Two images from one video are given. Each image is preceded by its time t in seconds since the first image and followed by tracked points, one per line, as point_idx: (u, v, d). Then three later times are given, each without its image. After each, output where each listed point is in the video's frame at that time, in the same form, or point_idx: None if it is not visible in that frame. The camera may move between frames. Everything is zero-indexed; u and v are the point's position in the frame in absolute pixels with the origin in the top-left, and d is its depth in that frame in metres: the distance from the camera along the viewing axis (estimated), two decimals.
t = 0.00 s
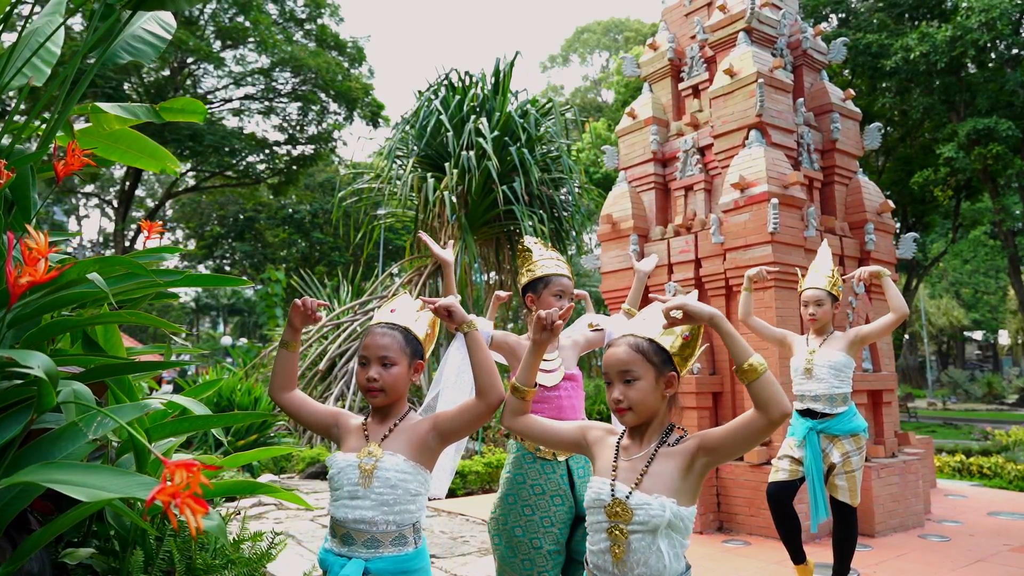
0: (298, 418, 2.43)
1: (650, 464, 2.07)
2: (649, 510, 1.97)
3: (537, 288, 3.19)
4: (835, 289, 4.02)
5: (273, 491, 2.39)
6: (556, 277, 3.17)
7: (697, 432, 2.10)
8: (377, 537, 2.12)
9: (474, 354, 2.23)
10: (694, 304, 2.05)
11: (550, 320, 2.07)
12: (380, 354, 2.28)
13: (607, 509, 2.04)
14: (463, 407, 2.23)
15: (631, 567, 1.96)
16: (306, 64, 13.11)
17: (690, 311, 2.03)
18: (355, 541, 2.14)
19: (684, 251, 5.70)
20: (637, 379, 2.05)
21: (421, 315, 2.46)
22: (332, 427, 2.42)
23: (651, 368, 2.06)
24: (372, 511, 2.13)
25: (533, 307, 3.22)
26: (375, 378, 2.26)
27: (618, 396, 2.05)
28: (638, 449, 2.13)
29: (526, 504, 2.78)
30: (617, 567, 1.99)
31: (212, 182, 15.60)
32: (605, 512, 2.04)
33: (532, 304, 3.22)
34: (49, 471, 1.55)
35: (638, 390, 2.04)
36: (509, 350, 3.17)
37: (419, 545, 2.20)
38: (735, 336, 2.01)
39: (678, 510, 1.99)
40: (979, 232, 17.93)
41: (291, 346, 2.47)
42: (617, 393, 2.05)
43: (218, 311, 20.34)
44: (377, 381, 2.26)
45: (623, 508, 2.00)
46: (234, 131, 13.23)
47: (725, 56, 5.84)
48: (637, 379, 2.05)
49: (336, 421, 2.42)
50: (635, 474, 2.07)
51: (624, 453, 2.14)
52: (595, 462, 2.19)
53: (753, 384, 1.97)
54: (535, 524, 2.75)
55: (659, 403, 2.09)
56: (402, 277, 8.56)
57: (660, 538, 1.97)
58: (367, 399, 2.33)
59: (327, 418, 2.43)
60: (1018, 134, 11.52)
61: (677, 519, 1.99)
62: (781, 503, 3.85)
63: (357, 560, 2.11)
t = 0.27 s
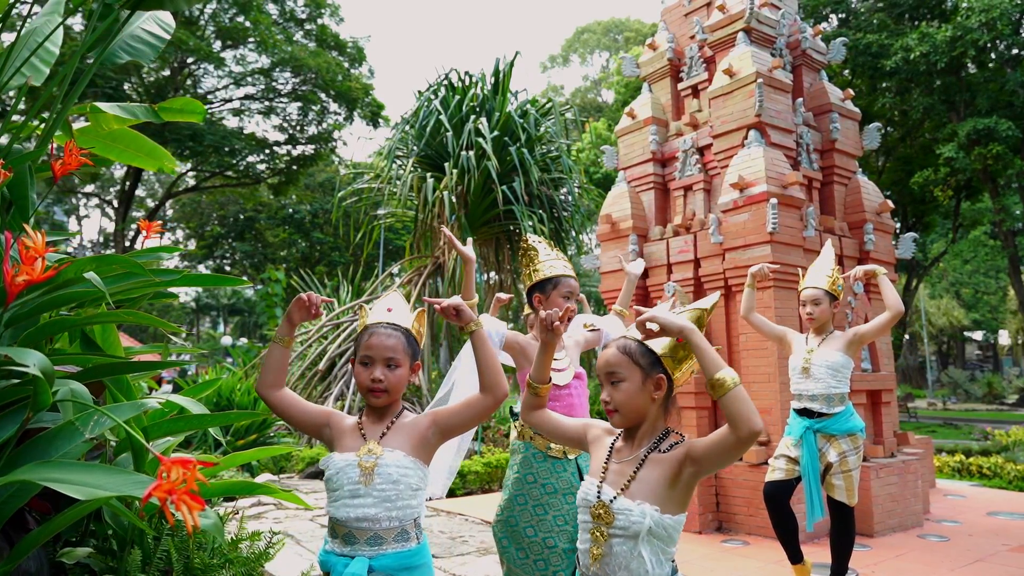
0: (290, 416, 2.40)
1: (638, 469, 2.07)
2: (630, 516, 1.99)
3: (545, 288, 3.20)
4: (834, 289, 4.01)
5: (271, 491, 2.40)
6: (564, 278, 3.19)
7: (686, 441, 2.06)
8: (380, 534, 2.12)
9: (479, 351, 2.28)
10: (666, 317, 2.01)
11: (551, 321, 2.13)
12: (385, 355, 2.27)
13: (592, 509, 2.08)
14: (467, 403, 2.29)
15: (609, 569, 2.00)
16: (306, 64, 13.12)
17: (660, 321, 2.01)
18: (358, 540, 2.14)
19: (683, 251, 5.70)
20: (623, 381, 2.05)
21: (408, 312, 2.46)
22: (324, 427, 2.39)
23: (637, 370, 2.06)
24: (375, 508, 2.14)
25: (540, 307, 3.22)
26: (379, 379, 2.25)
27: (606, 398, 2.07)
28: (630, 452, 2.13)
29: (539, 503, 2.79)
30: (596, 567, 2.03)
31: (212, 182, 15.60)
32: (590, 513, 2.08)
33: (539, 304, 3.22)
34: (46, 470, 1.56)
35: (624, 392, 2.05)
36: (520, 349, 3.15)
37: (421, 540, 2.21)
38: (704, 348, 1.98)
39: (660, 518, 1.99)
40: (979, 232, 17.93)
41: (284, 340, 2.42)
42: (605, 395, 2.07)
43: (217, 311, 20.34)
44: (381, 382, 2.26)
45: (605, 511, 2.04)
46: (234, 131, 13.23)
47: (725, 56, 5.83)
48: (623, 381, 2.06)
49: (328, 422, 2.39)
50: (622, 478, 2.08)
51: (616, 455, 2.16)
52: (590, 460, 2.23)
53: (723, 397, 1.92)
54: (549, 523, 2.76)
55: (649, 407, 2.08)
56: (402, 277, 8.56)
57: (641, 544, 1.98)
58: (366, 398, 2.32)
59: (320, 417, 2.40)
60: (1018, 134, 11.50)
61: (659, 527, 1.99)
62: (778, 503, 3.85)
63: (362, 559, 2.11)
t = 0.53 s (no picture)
0: (279, 420, 2.30)
1: (625, 477, 2.08)
2: (609, 523, 2.03)
3: (554, 290, 3.21)
4: (833, 289, 4.00)
5: (270, 490, 2.40)
6: (573, 281, 3.21)
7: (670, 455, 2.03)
8: (388, 531, 2.13)
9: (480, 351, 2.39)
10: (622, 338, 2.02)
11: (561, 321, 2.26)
12: (392, 358, 2.26)
13: (580, 510, 2.14)
14: (467, 399, 2.38)
15: (591, 569, 2.07)
16: (306, 64, 13.12)
17: (618, 343, 2.00)
18: (365, 539, 2.12)
19: (683, 251, 5.70)
20: (607, 386, 2.05)
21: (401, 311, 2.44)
22: (316, 431, 2.31)
23: (621, 376, 2.04)
24: (382, 505, 2.14)
25: (547, 307, 3.23)
26: (386, 381, 2.24)
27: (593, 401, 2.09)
28: (620, 457, 2.13)
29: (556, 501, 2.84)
30: (580, 565, 2.11)
31: (212, 182, 15.61)
32: (579, 513, 2.14)
33: (547, 305, 3.22)
34: (44, 467, 1.56)
35: (608, 397, 2.05)
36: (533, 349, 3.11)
37: (425, 535, 2.23)
38: (660, 369, 1.98)
39: (639, 526, 2.00)
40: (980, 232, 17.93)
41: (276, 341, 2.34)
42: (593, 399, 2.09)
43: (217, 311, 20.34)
44: (388, 383, 2.25)
45: (588, 514, 2.09)
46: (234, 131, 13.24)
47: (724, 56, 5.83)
48: (607, 384, 2.05)
49: (322, 424, 2.32)
50: (611, 484, 2.10)
51: (607, 458, 2.18)
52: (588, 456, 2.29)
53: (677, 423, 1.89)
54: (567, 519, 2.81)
55: (635, 412, 2.08)
56: (402, 277, 8.56)
57: (622, 550, 2.01)
58: (367, 398, 2.28)
59: (313, 419, 2.33)
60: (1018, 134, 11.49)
61: (639, 536, 2.00)
62: (773, 502, 3.88)
63: (371, 557, 2.09)
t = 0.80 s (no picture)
0: (272, 428, 2.18)
1: (611, 486, 2.08)
2: (594, 528, 2.04)
3: (563, 289, 3.21)
4: (831, 292, 3.99)
5: (270, 488, 2.39)
6: (584, 282, 3.21)
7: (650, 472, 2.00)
8: (400, 528, 2.14)
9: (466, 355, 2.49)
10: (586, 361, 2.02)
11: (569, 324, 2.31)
12: (398, 361, 2.26)
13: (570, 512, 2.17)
14: (454, 400, 2.46)
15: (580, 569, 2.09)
16: (306, 64, 13.12)
17: (581, 365, 2.02)
18: (377, 538, 2.13)
19: (682, 250, 5.71)
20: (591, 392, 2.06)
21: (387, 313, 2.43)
22: (310, 436, 2.23)
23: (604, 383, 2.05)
24: (392, 502, 2.15)
25: (556, 307, 3.23)
26: (392, 385, 2.23)
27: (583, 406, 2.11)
28: (609, 465, 2.13)
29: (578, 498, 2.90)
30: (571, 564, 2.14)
31: (212, 182, 15.62)
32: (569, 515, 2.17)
33: (556, 304, 3.22)
34: (44, 464, 1.56)
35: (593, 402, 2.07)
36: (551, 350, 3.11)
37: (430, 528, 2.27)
38: (619, 393, 1.95)
39: (622, 534, 2.00)
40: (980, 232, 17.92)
41: (275, 345, 2.21)
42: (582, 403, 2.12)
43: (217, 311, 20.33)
44: (393, 387, 2.24)
45: (576, 517, 2.12)
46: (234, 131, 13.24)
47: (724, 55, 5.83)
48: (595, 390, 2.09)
49: (317, 430, 2.25)
50: (599, 490, 2.11)
51: (600, 463, 2.19)
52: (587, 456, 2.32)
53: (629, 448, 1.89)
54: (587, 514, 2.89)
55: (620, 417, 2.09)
56: (401, 277, 8.56)
57: (607, 555, 2.02)
58: (367, 401, 2.25)
59: (308, 425, 2.24)
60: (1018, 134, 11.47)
61: (623, 543, 2.00)
62: (772, 500, 3.89)
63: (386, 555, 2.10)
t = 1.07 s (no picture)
0: (275, 443, 2.12)
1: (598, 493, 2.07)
2: (581, 532, 2.05)
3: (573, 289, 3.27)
4: (829, 296, 3.99)
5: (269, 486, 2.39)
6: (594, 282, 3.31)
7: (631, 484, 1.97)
8: (407, 523, 2.17)
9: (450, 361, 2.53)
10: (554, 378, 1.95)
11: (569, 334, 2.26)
12: (397, 366, 2.27)
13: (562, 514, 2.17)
14: (437, 403, 2.50)
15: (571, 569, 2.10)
16: (307, 64, 13.13)
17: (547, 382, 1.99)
18: (386, 533, 2.14)
19: (682, 250, 5.71)
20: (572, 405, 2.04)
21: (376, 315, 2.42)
22: (309, 444, 2.19)
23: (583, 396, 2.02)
24: (398, 498, 2.17)
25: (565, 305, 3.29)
26: (391, 390, 2.25)
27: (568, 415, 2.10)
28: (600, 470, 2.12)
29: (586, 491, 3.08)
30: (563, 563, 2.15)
31: (213, 182, 15.63)
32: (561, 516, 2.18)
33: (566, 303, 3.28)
34: (45, 460, 1.56)
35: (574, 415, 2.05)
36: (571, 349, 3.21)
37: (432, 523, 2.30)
38: (582, 416, 1.91)
39: (607, 540, 1.99)
40: (981, 232, 17.92)
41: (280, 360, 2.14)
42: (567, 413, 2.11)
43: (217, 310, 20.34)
44: (392, 392, 2.25)
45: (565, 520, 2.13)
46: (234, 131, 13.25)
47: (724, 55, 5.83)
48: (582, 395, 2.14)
49: (315, 439, 2.21)
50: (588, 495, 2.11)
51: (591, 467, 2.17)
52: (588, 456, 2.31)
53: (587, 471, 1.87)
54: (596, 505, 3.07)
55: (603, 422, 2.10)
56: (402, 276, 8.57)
57: (594, 561, 2.02)
58: (367, 407, 2.25)
59: (309, 436, 2.20)
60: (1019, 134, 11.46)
61: (607, 548, 1.99)
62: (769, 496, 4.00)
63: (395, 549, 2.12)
